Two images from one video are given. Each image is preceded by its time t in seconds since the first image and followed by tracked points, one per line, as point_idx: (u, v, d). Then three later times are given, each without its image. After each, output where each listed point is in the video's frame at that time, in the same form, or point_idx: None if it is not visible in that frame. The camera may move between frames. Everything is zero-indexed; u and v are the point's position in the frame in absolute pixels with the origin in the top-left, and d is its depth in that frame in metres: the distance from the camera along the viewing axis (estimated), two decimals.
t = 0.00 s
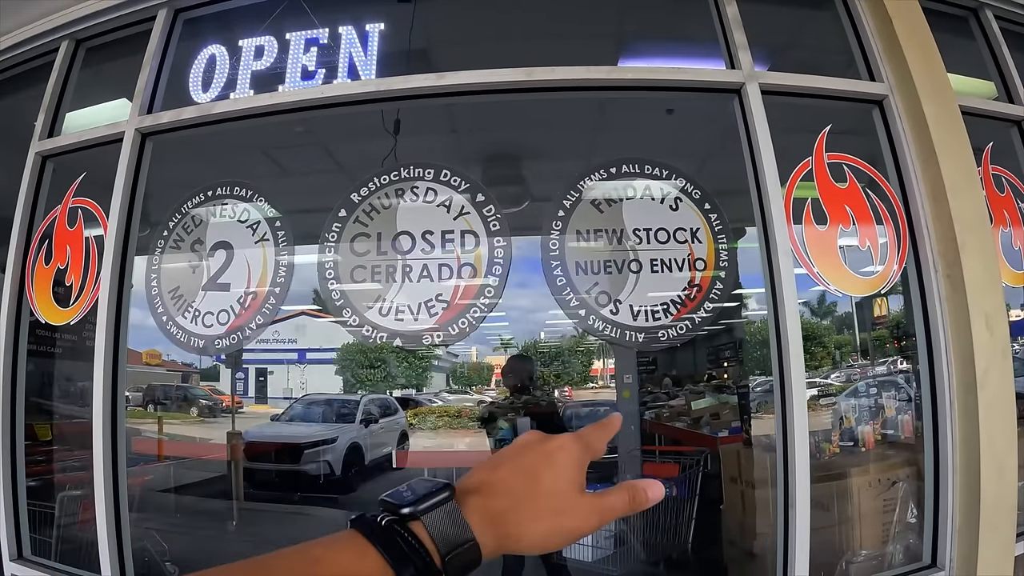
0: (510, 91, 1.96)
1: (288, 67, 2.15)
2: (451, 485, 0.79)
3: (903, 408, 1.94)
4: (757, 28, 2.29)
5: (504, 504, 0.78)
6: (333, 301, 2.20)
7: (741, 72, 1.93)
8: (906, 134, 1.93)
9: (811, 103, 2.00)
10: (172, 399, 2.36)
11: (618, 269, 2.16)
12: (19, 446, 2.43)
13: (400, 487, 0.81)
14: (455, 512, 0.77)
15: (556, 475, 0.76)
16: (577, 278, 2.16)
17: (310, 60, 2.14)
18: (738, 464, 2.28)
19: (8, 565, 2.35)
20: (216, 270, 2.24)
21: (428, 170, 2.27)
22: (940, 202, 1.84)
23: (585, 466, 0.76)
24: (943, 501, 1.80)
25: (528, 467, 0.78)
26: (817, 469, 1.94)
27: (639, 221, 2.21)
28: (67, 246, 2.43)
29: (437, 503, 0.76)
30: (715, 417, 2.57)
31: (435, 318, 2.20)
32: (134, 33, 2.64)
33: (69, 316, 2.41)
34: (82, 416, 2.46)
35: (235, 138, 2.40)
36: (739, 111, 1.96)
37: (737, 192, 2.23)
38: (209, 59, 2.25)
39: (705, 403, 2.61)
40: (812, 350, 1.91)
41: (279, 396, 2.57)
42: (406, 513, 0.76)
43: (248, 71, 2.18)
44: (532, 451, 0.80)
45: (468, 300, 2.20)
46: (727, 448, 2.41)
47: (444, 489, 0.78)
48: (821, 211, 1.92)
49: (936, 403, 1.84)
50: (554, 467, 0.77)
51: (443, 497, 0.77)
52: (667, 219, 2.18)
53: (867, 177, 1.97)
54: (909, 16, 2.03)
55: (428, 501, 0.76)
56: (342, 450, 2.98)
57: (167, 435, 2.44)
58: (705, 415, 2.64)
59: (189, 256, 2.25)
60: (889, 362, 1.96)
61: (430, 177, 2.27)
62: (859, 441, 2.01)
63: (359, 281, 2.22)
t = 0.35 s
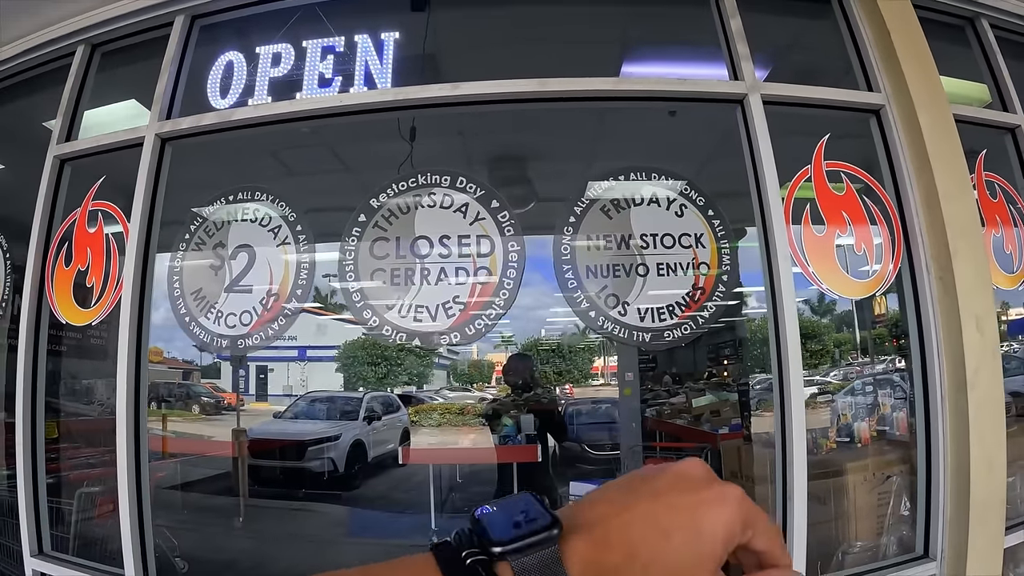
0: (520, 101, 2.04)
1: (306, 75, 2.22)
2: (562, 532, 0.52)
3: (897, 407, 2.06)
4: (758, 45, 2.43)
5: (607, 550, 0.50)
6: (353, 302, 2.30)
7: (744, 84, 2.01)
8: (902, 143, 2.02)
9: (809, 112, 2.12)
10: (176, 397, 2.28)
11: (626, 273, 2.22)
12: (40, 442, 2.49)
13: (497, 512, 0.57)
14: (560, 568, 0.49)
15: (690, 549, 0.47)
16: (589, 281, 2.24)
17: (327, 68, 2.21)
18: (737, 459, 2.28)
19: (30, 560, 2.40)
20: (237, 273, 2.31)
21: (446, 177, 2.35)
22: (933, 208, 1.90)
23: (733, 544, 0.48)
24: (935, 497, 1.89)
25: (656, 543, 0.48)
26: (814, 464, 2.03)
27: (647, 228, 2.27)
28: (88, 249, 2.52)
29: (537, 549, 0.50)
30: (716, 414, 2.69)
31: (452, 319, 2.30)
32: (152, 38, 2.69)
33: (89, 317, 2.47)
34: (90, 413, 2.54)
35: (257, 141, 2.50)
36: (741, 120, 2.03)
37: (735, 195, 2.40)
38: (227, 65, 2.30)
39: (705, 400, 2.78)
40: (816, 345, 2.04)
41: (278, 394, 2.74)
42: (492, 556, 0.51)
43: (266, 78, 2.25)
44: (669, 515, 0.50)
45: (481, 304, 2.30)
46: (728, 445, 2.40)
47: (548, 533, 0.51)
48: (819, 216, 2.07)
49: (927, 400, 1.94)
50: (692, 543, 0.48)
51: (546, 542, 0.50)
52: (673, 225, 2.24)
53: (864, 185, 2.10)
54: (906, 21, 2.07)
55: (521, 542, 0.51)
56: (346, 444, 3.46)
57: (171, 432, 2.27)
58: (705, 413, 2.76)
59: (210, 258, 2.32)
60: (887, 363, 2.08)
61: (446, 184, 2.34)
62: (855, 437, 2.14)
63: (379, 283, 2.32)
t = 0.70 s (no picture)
0: (516, 117, 2.15)
1: (313, 90, 2.34)
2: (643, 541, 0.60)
3: (880, 405, 2.15)
4: (744, 57, 2.55)
5: (708, 546, 0.62)
6: (362, 305, 2.46)
7: (729, 99, 2.11)
8: (881, 153, 2.14)
9: (791, 125, 2.23)
10: (180, 395, 2.27)
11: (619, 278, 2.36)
12: (60, 439, 2.61)
13: (567, 508, 0.64)
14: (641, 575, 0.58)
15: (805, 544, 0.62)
16: (580, 286, 2.42)
17: (334, 83, 2.33)
18: (727, 454, 2.40)
19: (52, 552, 2.53)
20: (254, 277, 2.41)
21: (447, 191, 2.47)
22: (910, 217, 2.03)
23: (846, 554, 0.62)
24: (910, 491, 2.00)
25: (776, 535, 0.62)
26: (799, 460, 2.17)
27: (636, 236, 2.40)
28: (106, 255, 2.64)
29: (614, 561, 0.58)
30: (712, 411, 2.76)
31: (454, 322, 2.42)
32: (165, 51, 2.80)
33: (108, 320, 2.59)
34: (96, 412, 2.67)
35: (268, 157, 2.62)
36: (727, 134, 2.14)
37: (720, 197, 2.47)
38: (237, 80, 2.42)
39: (702, 397, 2.85)
40: (811, 344, 2.24)
41: (281, 391, 2.80)
42: (571, 565, 0.59)
43: (276, 93, 2.37)
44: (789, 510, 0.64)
45: (482, 309, 2.41)
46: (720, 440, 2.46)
47: (629, 549, 0.58)
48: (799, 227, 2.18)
49: (905, 399, 2.04)
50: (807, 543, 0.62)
51: (628, 555, 0.58)
52: (661, 234, 2.38)
53: (845, 194, 2.21)
54: (887, 38, 2.20)
55: (601, 555, 0.58)
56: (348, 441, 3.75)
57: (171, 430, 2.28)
58: (701, 409, 2.86)
59: (226, 265, 2.41)
60: (868, 364, 2.19)
61: (448, 197, 2.47)
62: (838, 434, 2.26)
63: (384, 290, 2.44)
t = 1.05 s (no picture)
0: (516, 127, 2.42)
1: (320, 101, 2.57)
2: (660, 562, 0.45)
3: (861, 402, 2.34)
4: (731, 64, 2.65)
5: None
6: (368, 305, 2.60)
7: (712, 111, 2.40)
8: (860, 161, 2.35)
9: (768, 136, 2.51)
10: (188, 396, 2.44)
11: (605, 279, 2.57)
12: (79, 433, 2.73)
13: (568, 515, 0.53)
14: None
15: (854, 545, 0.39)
16: (570, 286, 2.60)
17: (339, 95, 2.56)
18: (718, 449, 2.42)
19: (71, 540, 2.65)
20: (266, 280, 2.59)
21: (448, 199, 2.66)
22: (886, 223, 2.22)
23: None
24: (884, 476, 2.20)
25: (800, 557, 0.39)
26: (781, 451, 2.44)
27: (622, 241, 2.58)
28: (123, 259, 2.78)
29: None
30: (706, 407, 2.57)
31: (454, 321, 2.56)
32: (176, 62, 2.93)
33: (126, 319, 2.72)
34: (101, 409, 2.77)
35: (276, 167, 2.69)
36: (711, 144, 2.40)
37: (702, 199, 2.53)
38: (248, 91, 2.64)
39: (698, 393, 2.62)
40: (811, 342, 2.45)
41: (281, 391, 2.70)
42: None
43: (285, 103, 2.59)
44: (814, 516, 0.40)
45: (479, 309, 2.56)
46: (708, 432, 2.49)
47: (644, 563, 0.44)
48: (779, 232, 2.43)
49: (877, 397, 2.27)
50: (837, 565, 0.38)
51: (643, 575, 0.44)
52: (647, 239, 2.57)
53: (824, 201, 2.45)
54: (864, 45, 2.36)
55: None
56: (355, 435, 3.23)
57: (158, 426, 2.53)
58: (696, 406, 2.64)
59: (241, 267, 2.61)
60: (854, 362, 2.38)
61: (449, 204, 2.64)
62: (819, 428, 2.49)
63: (389, 292, 2.59)
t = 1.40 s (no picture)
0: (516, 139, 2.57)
1: (326, 113, 2.71)
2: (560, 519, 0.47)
3: (847, 402, 2.56)
4: (721, 77, 2.78)
5: (622, 520, 0.47)
6: (373, 313, 2.68)
7: (702, 124, 2.56)
8: (846, 171, 2.60)
9: (756, 147, 2.68)
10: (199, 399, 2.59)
11: (600, 285, 2.66)
12: (90, 434, 2.81)
13: (478, 485, 0.55)
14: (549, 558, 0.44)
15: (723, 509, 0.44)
16: (564, 291, 2.68)
17: (344, 108, 2.70)
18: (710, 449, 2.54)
19: (85, 536, 2.75)
20: (274, 287, 2.70)
21: (448, 209, 2.75)
22: (870, 231, 2.50)
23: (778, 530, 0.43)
24: (870, 468, 2.44)
25: (694, 511, 0.45)
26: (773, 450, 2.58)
27: (617, 249, 2.67)
28: (136, 265, 2.87)
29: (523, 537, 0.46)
30: (702, 408, 2.57)
31: (455, 325, 2.66)
32: (185, 73, 3.01)
33: (139, 323, 2.82)
34: (105, 411, 2.86)
35: (284, 178, 2.78)
36: (700, 154, 2.59)
37: (694, 207, 2.62)
38: (256, 103, 2.78)
39: (695, 394, 2.59)
40: (812, 343, 2.62)
41: (281, 391, 2.69)
42: (476, 542, 0.48)
43: (291, 116, 2.73)
44: (709, 482, 0.47)
45: (480, 310, 2.67)
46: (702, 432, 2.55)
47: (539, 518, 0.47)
48: (767, 240, 2.62)
49: (865, 395, 2.48)
50: (729, 518, 0.43)
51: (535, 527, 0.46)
52: (641, 248, 2.66)
53: (810, 210, 2.66)
54: (853, 63, 2.61)
55: (512, 528, 0.47)
56: (350, 443, 2.72)
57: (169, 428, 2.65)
58: (693, 407, 2.60)
59: (249, 274, 2.71)
60: (846, 363, 2.56)
61: (449, 215, 2.75)
62: (808, 429, 2.63)
63: (393, 297, 2.68)
